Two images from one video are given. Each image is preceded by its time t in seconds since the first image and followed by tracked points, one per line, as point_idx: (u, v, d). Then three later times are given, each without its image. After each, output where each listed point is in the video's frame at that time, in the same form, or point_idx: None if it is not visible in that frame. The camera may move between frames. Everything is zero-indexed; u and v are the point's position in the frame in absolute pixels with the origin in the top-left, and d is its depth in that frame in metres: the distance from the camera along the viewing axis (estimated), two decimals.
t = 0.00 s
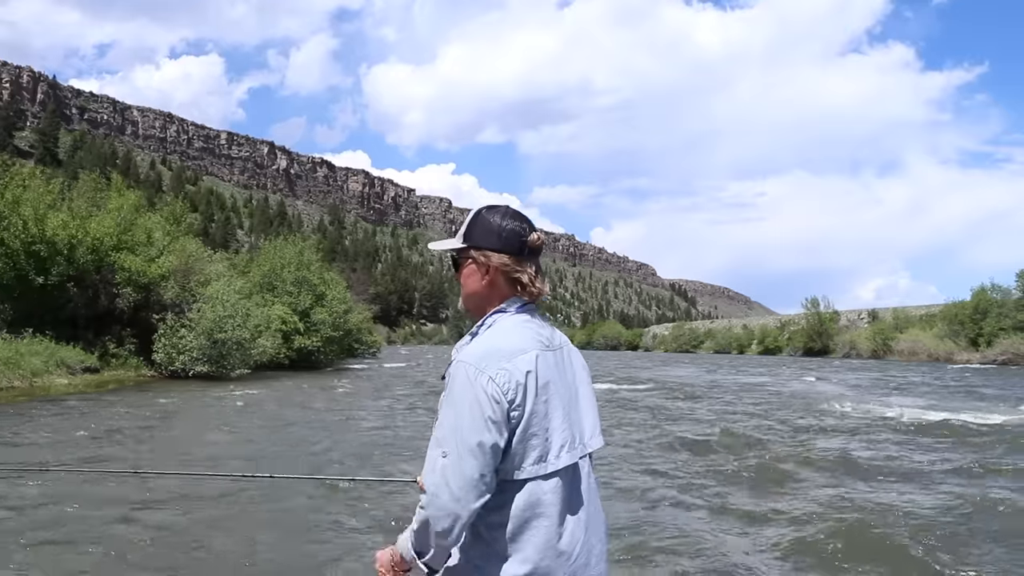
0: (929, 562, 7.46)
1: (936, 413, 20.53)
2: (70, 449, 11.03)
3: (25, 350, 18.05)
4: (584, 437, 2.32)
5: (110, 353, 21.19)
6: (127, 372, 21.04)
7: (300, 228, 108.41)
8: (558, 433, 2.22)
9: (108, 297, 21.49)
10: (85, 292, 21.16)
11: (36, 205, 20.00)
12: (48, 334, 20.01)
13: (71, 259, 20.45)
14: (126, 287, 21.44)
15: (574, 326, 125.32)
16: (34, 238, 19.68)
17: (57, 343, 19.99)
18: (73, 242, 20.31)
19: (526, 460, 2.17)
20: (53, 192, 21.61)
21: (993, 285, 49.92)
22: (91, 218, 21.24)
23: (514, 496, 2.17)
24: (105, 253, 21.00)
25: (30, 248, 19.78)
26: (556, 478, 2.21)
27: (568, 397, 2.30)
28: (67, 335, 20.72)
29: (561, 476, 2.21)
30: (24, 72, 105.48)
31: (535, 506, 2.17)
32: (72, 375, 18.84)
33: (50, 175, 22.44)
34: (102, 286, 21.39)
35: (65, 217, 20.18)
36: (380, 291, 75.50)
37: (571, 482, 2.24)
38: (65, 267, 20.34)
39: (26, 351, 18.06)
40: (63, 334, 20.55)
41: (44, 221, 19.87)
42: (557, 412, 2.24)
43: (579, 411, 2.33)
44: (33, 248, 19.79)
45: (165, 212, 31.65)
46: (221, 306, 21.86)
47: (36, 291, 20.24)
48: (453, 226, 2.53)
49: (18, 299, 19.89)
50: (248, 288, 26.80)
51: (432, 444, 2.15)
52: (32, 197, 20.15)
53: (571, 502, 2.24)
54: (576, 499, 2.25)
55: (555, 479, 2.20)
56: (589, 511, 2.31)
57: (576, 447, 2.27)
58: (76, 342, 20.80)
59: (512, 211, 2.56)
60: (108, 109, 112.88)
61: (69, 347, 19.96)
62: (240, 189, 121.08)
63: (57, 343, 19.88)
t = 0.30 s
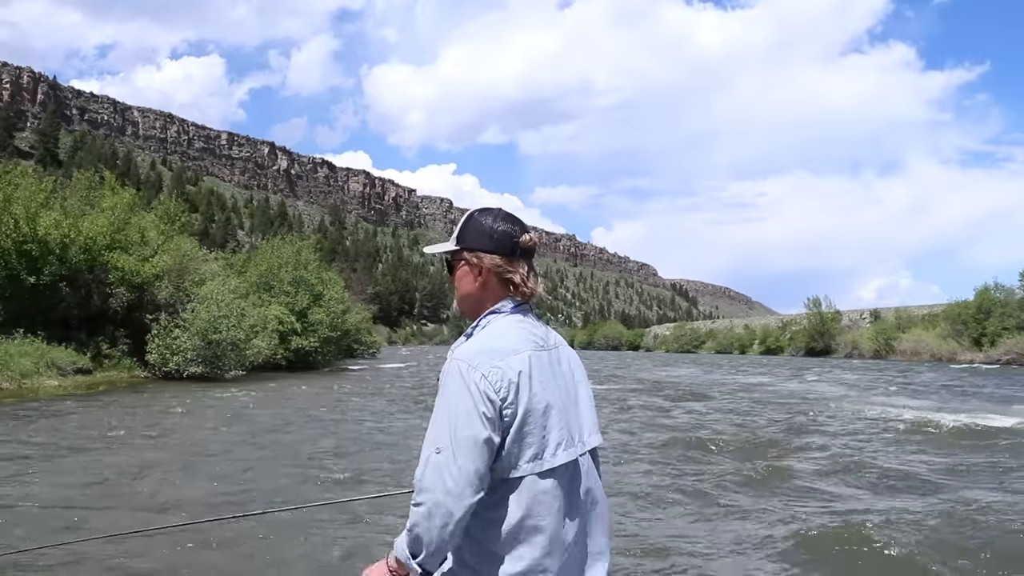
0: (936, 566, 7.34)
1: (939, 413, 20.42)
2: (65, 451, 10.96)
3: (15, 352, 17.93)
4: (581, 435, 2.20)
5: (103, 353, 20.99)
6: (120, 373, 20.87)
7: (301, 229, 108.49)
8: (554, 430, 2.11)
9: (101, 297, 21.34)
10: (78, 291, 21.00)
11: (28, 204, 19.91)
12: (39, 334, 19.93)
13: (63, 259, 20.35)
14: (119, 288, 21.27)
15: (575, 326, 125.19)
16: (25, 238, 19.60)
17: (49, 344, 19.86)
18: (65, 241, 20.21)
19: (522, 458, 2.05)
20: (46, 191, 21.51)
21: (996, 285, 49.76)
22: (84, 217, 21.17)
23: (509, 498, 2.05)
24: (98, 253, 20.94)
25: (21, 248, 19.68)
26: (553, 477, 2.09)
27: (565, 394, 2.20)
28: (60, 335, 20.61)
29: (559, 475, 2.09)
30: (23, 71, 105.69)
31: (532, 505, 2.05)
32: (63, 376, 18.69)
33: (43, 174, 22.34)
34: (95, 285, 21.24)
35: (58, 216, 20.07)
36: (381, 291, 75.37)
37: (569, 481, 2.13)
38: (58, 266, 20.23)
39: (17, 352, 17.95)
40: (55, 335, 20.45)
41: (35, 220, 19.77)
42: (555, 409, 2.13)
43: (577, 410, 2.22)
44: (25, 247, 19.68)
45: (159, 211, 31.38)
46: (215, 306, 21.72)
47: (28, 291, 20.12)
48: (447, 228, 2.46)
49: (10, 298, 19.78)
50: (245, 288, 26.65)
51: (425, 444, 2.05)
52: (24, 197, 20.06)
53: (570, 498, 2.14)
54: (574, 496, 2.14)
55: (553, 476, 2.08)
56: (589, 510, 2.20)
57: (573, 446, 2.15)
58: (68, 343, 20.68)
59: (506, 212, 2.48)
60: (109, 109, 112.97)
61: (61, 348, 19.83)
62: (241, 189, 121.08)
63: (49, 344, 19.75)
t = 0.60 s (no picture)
0: (930, 562, 7.37)
1: (937, 413, 20.45)
2: (62, 450, 10.98)
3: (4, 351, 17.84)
4: (576, 419, 2.36)
5: (93, 352, 20.88)
6: (111, 373, 20.71)
7: (300, 228, 108.23)
8: (551, 413, 2.27)
9: (91, 295, 21.30)
10: (68, 289, 20.92)
11: (18, 201, 19.77)
12: (29, 333, 19.81)
13: (53, 256, 20.21)
14: (110, 285, 21.30)
15: (574, 326, 124.93)
16: (14, 235, 19.46)
17: (39, 343, 19.70)
18: (55, 238, 20.09)
19: (524, 441, 2.20)
20: (36, 187, 21.33)
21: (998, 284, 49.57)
22: (74, 214, 21.12)
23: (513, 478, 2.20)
24: (88, 250, 20.83)
25: (10, 245, 19.55)
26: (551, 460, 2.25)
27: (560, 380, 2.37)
28: (50, 334, 20.46)
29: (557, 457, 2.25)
30: (22, 70, 105.34)
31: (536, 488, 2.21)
32: (50, 376, 18.48)
33: (32, 170, 22.21)
34: (86, 283, 21.17)
35: (47, 213, 19.95)
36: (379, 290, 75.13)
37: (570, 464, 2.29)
38: (48, 263, 20.06)
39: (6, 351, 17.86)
40: (45, 334, 20.31)
41: (25, 217, 19.64)
42: (552, 395, 2.30)
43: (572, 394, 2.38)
44: (13, 244, 19.53)
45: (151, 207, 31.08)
46: (207, 304, 21.59)
47: (17, 289, 20.00)
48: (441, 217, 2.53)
49: None
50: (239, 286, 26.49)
51: (430, 429, 2.18)
52: (13, 193, 19.93)
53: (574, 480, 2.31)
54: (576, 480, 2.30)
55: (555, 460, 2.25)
56: (589, 492, 2.37)
57: (570, 428, 2.32)
58: (58, 342, 20.47)
59: (497, 199, 2.55)
60: (107, 108, 112.60)
61: (50, 347, 19.65)
62: (239, 188, 120.89)
63: (38, 343, 19.60)
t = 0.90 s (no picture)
0: (927, 562, 7.34)
1: (936, 412, 20.43)
2: (52, 451, 10.92)
3: None
4: (577, 408, 2.38)
5: (82, 351, 20.77)
6: (100, 371, 20.61)
7: (298, 226, 108.01)
8: (549, 402, 2.30)
9: (81, 293, 21.12)
10: (56, 287, 20.75)
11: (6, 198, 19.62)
12: (18, 331, 19.70)
13: (41, 253, 20.03)
14: (100, 283, 21.04)
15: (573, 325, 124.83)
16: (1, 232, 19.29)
17: (27, 341, 19.60)
18: (43, 235, 19.90)
19: (519, 428, 2.23)
20: (24, 183, 21.13)
21: (998, 282, 49.39)
22: (63, 210, 20.89)
23: (507, 464, 2.23)
24: (77, 246, 20.61)
25: None
26: (548, 449, 2.29)
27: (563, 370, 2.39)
28: (38, 333, 20.36)
29: (554, 446, 2.29)
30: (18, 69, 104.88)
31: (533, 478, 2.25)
32: (39, 375, 18.36)
33: (21, 166, 22.02)
34: (75, 281, 21.00)
35: (35, 209, 19.76)
36: (377, 288, 74.96)
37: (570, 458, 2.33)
38: (35, 261, 19.89)
39: None
40: (33, 332, 20.21)
41: (13, 214, 19.45)
42: (551, 383, 2.33)
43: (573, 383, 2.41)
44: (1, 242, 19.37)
45: (140, 203, 30.72)
46: (198, 301, 21.44)
47: (5, 287, 19.85)
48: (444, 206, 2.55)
49: None
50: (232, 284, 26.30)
51: (425, 411, 2.22)
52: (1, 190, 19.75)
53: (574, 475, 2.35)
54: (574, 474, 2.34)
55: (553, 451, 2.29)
56: (587, 486, 2.39)
57: (568, 418, 2.34)
58: (46, 340, 20.40)
59: (500, 188, 2.56)
60: (104, 106, 112.15)
61: (38, 346, 19.55)
62: (237, 187, 120.65)
63: (26, 342, 19.49)
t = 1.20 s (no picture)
0: (929, 563, 7.28)
1: (934, 411, 20.40)
2: (39, 451, 10.75)
3: None
4: (585, 415, 2.29)
5: (68, 349, 20.59)
6: (86, 370, 20.43)
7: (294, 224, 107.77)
8: (561, 409, 2.21)
9: (67, 290, 20.91)
10: (42, 283, 20.53)
11: None
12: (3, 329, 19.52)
13: (27, 250, 19.84)
14: (87, 279, 20.85)
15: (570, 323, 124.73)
16: None
17: (11, 339, 19.44)
18: (29, 231, 19.70)
19: (528, 435, 2.15)
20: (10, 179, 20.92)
21: (996, 280, 49.31)
22: (50, 206, 20.75)
23: (514, 471, 2.15)
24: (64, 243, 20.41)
25: None
26: (555, 454, 2.20)
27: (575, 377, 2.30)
28: (23, 330, 20.19)
29: (561, 454, 2.20)
30: (13, 65, 104.39)
31: (541, 481, 2.17)
32: (25, 374, 18.20)
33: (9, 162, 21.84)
34: (61, 278, 20.80)
35: (22, 204, 19.56)
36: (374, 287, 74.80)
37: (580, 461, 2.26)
38: (21, 257, 19.68)
39: None
40: (18, 330, 20.04)
41: None
42: (564, 387, 2.24)
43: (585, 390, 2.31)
44: None
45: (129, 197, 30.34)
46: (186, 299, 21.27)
47: None
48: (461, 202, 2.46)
49: None
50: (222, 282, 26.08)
51: (432, 412, 2.13)
52: None
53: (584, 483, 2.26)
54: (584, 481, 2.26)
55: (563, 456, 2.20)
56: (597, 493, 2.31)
57: (579, 424, 2.25)
58: (31, 338, 20.23)
59: (518, 185, 2.47)
60: (99, 103, 111.72)
61: (22, 344, 19.38)
62: (233, 184, 120.39)
63: (11, 340, 19.32)
